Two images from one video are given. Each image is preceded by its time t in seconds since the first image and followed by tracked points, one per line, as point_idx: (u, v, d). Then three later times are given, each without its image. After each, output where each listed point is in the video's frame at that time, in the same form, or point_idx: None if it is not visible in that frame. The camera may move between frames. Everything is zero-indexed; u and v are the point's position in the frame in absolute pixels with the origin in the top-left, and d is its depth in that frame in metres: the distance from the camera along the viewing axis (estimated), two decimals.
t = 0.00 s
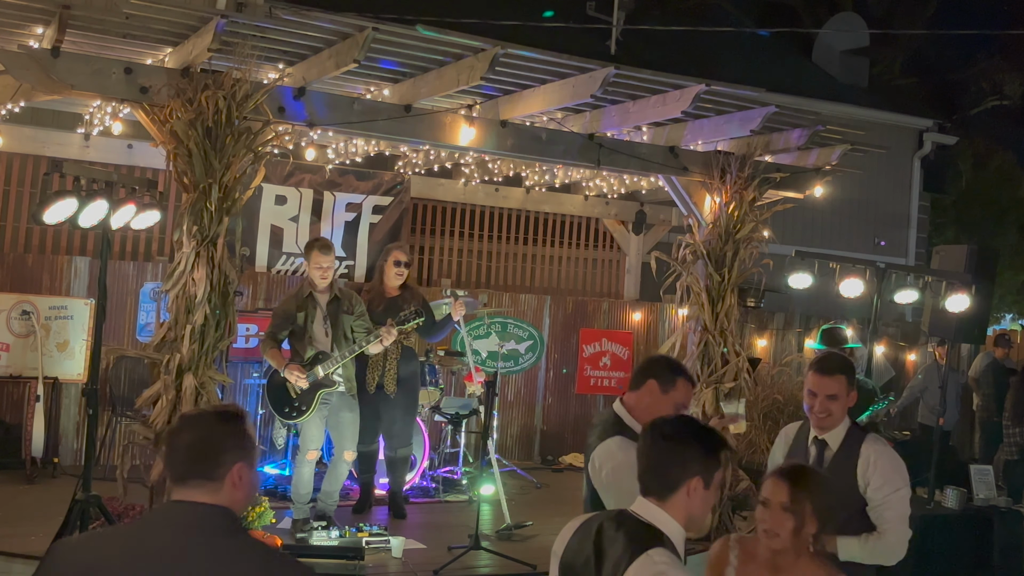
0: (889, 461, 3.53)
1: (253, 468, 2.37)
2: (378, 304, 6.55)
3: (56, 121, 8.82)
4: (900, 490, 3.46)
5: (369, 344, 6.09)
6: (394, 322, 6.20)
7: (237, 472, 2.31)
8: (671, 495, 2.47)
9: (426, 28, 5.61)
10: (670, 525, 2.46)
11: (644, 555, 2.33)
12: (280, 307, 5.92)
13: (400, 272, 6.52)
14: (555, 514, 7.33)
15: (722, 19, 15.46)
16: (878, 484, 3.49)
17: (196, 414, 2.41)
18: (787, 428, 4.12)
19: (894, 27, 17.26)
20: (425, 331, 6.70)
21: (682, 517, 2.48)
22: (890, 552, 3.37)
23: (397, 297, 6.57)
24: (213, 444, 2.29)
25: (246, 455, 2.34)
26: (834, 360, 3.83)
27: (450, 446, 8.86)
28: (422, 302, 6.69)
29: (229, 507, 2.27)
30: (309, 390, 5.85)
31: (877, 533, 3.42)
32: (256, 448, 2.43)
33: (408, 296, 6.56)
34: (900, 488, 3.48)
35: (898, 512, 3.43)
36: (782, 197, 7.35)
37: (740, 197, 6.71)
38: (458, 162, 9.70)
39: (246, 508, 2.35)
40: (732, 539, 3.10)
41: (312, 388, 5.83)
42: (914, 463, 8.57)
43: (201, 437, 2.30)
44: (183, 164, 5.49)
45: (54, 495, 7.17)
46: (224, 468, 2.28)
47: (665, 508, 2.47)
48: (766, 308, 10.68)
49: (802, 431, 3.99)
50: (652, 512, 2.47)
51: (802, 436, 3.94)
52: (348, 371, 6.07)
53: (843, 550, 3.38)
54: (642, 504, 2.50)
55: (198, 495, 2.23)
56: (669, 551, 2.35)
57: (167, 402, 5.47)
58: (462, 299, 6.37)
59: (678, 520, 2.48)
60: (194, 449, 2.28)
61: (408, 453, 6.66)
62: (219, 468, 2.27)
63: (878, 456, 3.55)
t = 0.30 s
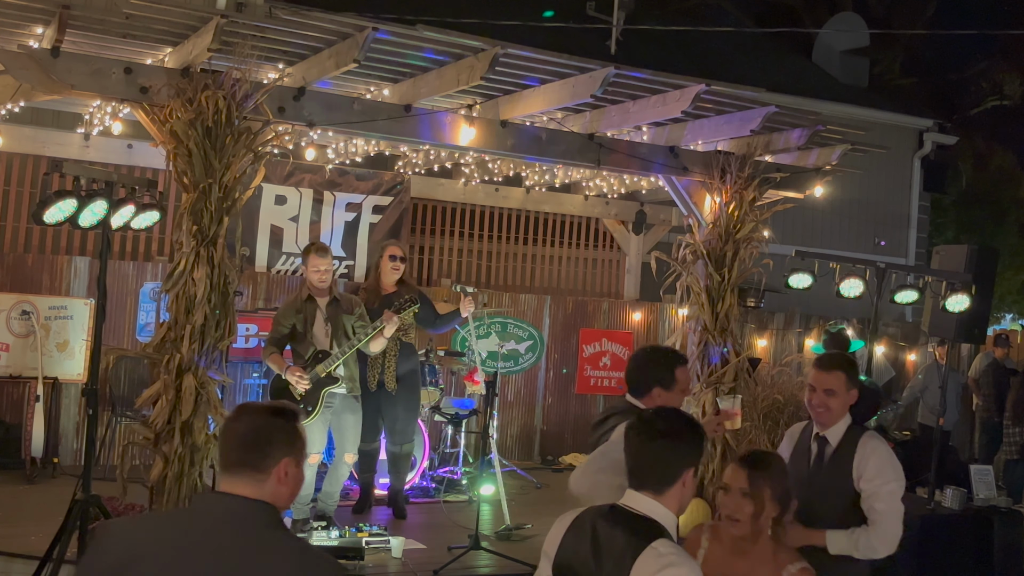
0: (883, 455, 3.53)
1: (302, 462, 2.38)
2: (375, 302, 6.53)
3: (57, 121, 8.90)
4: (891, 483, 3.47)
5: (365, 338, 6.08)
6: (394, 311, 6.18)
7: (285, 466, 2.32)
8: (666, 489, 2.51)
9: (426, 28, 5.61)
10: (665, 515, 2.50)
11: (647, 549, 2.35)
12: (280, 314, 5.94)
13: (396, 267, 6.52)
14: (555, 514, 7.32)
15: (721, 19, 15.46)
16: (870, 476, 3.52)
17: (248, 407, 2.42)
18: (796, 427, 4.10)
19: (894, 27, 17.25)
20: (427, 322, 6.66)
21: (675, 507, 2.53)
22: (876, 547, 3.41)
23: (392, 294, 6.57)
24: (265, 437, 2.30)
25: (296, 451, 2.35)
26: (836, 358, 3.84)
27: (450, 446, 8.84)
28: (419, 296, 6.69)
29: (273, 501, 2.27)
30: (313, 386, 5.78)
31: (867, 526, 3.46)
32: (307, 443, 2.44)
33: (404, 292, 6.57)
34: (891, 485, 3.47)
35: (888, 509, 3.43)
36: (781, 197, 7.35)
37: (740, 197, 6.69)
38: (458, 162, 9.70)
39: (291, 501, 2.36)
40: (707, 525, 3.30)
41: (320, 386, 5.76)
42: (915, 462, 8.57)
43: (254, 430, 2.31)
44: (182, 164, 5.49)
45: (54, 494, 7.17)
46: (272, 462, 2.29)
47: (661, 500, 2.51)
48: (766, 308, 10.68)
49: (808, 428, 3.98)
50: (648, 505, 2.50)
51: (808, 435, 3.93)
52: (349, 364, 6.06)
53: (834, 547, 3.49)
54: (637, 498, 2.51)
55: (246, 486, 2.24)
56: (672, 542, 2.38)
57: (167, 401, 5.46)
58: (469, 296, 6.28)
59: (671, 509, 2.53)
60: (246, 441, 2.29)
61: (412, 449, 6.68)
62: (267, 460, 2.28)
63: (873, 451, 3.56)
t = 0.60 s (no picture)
0: (885, 450, 3.56)
1: (320, 459, 2.39)
2: (375, 304, 6.54)
3: (57, 121, 8.91)
4: (889, 479, 3.49)
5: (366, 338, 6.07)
6: (396, 311, 6.23)
7: (302, 467, 2.33)
8: (656, 483, 2.54)
9: (426, 28, 5.62)
10: (654, 507, 2.53)
11: (647, 542, 2.37)
12: (280, 316, 5.96)
13: (396, 271, 6.49)
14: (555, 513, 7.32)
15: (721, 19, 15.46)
16: (868, 470, 3.55)
17: (268, 404, 2.42)
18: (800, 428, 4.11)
19: (894, 27, 17.24)
20: (431, 318, 6.71)
21: (665, 499, 2.56)
22: (862, 542, 3.45)
23: (392, 296, 6.56)
24: (282, 436, 2.31)
25: (312, 454, 2.36)
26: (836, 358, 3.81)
27: (450, 446, 8.83)
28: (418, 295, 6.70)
29: (289, 500, 2.29)
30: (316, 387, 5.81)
31: (860, 522, 3.48)
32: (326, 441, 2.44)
33: (403, 294, 6.56)
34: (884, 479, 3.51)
35: (883, 502, 3.46)
36: (781, 197, 7.35)
37: (740, 197, 6.71)
38: (458, 162, 9.70)
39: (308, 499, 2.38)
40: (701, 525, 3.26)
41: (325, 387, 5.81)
42: (914, 462, 8.57)
43: (272, 431, 2.32)
44: (182, 164, 5.49)
45: (55, 494, 7.18)
46: (288, 462, 2.30)
47: (652, 494, 2.53)
48: (766, 308, 10.67)
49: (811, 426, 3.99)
50: (636, 499, 2.52)
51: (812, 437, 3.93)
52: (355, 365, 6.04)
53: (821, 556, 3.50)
54: (627, 494, 2.53)
55: (262, 487, 2.25)
56: (671, 535, 2.42)
57: (166, 401, 5.46)
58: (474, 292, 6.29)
59: (662, 501, 2.56)
60: (263, 442, 2.30)
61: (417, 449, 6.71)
62: (283, 463, 2.29)
63: (876, 443, 3.59)
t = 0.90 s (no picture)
0: (880, 439, 3.53)
1: (326, 463, 2.41)
2: (384, 307, 6.53)
3: (57, 121, 8.91)
4: (884, 471, 3.47)
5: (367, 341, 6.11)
6: (400, 318, 6.24)
7: (305, 468, 2.34)
8: (649, 478, 2.55)
9: (426, 28, 5.62)
10: (648, 502, 2.54)
11: (643, 537, 2.40)
12: (278, 313, 5.94)
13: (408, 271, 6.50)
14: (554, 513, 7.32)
15: (721, 19, 15.46)
16: (863, 460, 3.52)
17: (277, 406, 2.44)
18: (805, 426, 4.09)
19: (893, 27, 17.25)
20: (439, 324, 6.68)
21: (658, 495, 2.57)
22: (870, 541, 3.41)
23: (402, 298, 6.57)
24: (285, 437, 2.33)
25: (317, 455, 2.37)
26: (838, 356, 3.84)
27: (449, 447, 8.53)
28: (430, 298, 6.70)
29: (291, 498, 2.31)
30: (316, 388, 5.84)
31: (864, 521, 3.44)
32: (333, 440, 2.45)
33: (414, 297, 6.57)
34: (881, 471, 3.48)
35: (884, 496, 3.44)
36: (781, 197, 7.35)
37: (740, 197, 6.72)
38: (458, 162, 9.70)
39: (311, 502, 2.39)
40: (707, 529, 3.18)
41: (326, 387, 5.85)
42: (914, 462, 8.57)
43: (277, 432, 2.35)
44: (183, 164, 5.50)
45: (55, 495, 7.18)
46: (291, 462, 2.32)
47: (646, 490, 2.54)
48: (766, 308, 10.67)
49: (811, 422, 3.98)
50: (629, 495, 2.52)
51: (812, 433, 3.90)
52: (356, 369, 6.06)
53: None
54: (621, 490, 2.54)
55: (265, 485, 2.29)
56: (666, 530, 2.45)
57: (166, 401, 5.47)
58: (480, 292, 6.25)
59: (655, 497, 2.57)
60: (268, 445, 2.33)
61: (440, 449, 6.70)
62: (287, 460, 2.32)
63: (871, 433, 3.56)
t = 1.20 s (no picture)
0: (892, 438, 3.51)
1: (316, 444, 2.42)
2: (414, 309, 6.60)
3: (57, 121, 8.91)
4: (898, 470, 3.44)
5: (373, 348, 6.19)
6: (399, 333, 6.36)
7: (296, 450, 2.37)
8: (644, 476, 2.56)
9: (426, 28, 5.63)
10: (644, 499, 2.54)
11: (638, 533, 2.41)
12: (281, 305, 5.95)
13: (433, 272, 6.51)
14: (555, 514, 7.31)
15: (721, 18, 15.44)
16: (875, 458, 3.50)
17: (267, 392, 2.46)
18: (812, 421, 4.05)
19: (894, 27, 17.26)
20: (472, 318, 6.64)
21: (653, 492, 2.57)
22: (881, 539, 3.37)
23: (433, 300, 6.64)
24: (275, 424, 2.36)
25: (305, 435, 2.39)
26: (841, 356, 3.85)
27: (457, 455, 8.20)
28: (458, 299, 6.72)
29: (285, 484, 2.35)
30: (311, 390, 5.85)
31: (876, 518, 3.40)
32: (323, 417, 2.47)
33: (445, 303, 6.63)
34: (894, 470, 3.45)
35: (896, 494, 3.41)
36: (781, 197, 7.33)
37: (741, 197, 6.71)
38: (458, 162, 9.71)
39: (307, 484, 2.42)
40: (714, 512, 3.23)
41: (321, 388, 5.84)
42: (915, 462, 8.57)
43: (266, 417, 2.37)
44: (183, 164, 5.51)
45: (55, 495, 7.18)
46: (282, 447, 2.35)
47: (641, 487, 2.55)
48: (766, 308, 10.66)
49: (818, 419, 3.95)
50: (625, 493, 2.53)
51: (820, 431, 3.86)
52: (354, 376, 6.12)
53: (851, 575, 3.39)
54: (617, 488, 2.55)
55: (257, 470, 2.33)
56: (663, 527, 2.45)
57: (166, 402, 5.49)
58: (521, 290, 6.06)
59: (651, 495, 2.58)
60: (259, 430, 2.37)
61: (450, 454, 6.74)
62: (277, 447, 2.35)
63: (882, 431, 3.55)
